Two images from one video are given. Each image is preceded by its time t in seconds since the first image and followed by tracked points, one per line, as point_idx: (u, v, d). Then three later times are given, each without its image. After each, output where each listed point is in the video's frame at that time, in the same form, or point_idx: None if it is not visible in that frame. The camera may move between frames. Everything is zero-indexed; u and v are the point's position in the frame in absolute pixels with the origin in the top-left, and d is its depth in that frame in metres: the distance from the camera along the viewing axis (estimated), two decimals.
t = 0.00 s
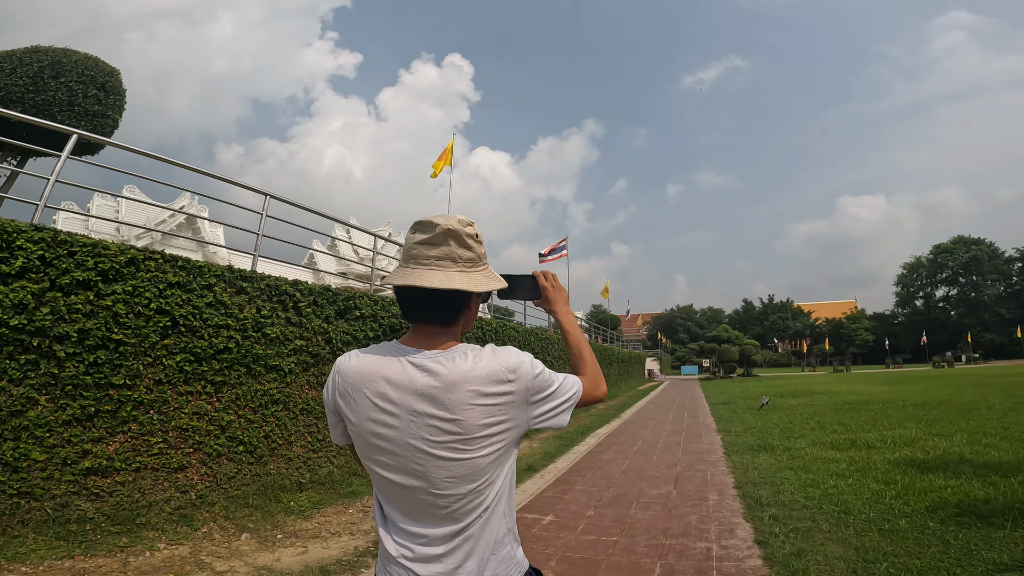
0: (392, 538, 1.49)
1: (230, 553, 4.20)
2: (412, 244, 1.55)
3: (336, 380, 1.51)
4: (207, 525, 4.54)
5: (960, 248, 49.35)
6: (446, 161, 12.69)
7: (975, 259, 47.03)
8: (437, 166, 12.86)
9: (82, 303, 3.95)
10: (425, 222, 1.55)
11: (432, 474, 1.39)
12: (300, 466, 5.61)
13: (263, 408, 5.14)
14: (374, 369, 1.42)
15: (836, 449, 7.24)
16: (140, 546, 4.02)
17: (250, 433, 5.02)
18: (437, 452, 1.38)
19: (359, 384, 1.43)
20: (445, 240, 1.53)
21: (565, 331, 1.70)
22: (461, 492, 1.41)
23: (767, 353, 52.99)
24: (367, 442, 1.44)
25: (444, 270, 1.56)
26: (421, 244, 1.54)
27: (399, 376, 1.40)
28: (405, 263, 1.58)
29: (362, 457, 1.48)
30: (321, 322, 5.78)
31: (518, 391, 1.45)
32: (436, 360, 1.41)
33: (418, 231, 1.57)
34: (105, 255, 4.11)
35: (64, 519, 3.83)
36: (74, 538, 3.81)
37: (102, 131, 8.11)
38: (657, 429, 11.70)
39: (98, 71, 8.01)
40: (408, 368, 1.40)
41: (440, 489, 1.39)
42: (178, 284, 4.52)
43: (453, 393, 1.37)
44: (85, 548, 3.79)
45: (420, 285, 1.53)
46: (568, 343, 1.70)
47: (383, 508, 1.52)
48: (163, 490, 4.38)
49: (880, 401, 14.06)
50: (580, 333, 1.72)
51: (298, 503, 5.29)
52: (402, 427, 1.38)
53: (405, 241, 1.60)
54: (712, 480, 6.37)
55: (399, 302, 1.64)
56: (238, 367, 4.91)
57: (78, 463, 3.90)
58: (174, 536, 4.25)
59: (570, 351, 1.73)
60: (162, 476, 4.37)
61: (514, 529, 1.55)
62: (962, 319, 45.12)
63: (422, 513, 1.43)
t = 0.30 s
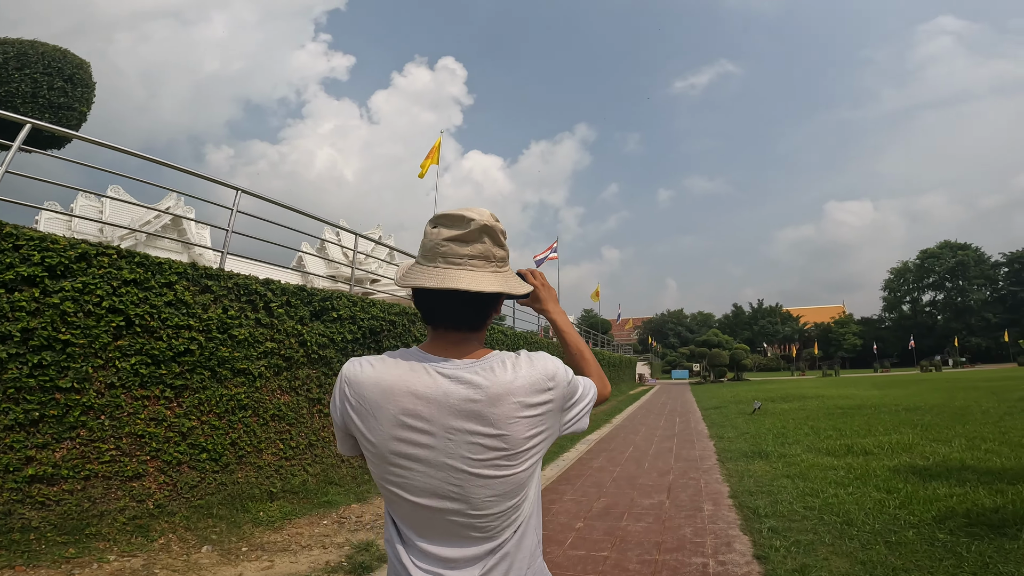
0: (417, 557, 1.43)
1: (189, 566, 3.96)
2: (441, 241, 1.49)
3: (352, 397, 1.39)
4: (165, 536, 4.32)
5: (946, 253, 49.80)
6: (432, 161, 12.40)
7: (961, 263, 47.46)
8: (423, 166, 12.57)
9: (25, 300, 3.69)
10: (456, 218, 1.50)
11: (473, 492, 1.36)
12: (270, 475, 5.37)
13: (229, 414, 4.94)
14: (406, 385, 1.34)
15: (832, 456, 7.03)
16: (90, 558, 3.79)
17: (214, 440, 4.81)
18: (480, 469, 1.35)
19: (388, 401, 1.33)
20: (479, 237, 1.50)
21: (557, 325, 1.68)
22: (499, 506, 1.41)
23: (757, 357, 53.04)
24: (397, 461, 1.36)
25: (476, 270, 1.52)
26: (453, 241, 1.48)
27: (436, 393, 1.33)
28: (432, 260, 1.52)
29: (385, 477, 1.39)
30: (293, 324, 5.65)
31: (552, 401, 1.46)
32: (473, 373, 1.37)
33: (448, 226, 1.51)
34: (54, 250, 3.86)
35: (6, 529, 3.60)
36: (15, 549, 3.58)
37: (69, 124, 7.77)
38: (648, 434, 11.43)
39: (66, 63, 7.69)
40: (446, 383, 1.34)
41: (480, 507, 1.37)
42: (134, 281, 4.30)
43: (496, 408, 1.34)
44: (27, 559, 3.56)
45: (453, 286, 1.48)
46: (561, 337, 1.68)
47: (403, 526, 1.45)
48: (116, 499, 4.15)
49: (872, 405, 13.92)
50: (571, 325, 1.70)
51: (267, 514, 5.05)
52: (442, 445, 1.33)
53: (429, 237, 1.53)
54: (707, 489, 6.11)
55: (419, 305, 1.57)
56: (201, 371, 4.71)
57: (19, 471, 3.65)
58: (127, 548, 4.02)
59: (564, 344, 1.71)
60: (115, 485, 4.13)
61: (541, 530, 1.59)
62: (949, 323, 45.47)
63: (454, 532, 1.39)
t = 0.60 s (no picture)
0: (461, 570, 1.43)
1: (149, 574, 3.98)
2: (487, 238, 1.50)
3: (399, 412, 1.34)
4: (122, 548, 4.22)
5: (932, 260, 50.29)
6: (419, 162, 12.18)
7: (947, 269, 47.93)
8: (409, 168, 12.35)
9: None
10: (500, 215, 1.52)
11: (523, 499, 1.36)
12: (240, 485, 5.25)
13: (193, 421, 4.87)
14: (460, 399, 1.31)
15: (827, 464, 6.86)
16: (37, 570, 3.69)
17: (177, 449, 4.74)
18: (531, 477, 1.36)
19: (442, 417, 1.31)
20: (524, 234, 1.53)
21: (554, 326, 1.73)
22: (543, 512, 1.41)
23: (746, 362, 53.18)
24: (448, 474, 1.33)
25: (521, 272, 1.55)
26: (500, 238, 1.50)
27: (492, 406, 1.32)
28: (475, 259, 1.52)
29: (433, 491, 1.36)
30: (265, 328, 5.63)
31: (592, 408, 1.50)
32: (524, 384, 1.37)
33: (490, 225, 1.53)
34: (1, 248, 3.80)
35: None
36: None
37: (35, 119, 7.63)
38: (638, 441, 11.25)
39: (35, 57, 7.57)
40: (500, 395, 1.34)
41: (529, 513, 1.37)
42: (88, 282, 4.24)
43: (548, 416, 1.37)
44: None
45: (501, 285, 1.49)
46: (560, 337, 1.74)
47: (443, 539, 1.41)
48: (68, 510, 4.06)
49: (863, 411, 13.81)
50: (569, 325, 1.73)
51: (236, 525, 4.95)
52: (498, 457, 1.33)
53: (470, 235, 1.53)
54: (699, 499, 5.91)
55: (456, 309, 1.55)
56: (162, 377, 4.66)
57: None
58: (79, 559, 3.93)
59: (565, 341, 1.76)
60: (67, 494, 4.04)
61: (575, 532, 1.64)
62: (935, 328, 45.88)
63: (502, 543, 1.38)
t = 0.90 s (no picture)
0: None
1: None
2: (481, 224, 1.26)
3: (374, 413, 1.11)
4: (94, 553, 4.05)
5: (930, 259, 50.25)
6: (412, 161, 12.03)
7: (945, 269, 47.89)
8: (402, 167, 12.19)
9: None
10: (498, 198, 1.28)
11: (517, 519, 1.15)
12: (221, 490, 5.05)
13: (171, 424, 4.68)
14: (444, 399, 1.08)
15: (829, 466, 6.68)
16: None
17: (153, 452, 4.55)
18: (525, 491, 1.15)
19: (422, 421, 1.08)
20: (524, 220, 1.30)
21: (540, 315, 1.54)
22: (539, 529, 1.21)
23: (745, 363, 53.07)
24: (428, 488, 1.12)
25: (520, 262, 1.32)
26: (496, 224, 1.27)
27: (481, 408, 1.09)
28: (467, 247, 1.28)
29: (410, 505, 1.15)
30: (248, 329, 5.44)
31: (590, 407, 1.28)
32: (519, 380, 1.14)
33: (485, 208, 1.29)
34: None
35: None
36: None
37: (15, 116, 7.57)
38: (636, 443, 11.07)
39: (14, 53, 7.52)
40: (490, 394, 1.11)
41: (522, 533, 1.17)
42: (59, 280, 4.06)
43: (547, 420, 1.14)
44: None
45: (496, 278, 1.26)
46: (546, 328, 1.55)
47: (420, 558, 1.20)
48: (37, 515, 3.89)
49: (864, 412, 13.63)
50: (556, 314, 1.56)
51: (215, 531, 4.76)
52: (487, 468, 1.11)
53: (461, 219, 1.29)
54: (697, 503, 5.74)
55: (443, 300, 1.32)
56: (137, 379, 4.47)
57: None
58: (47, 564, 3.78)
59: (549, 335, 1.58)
60: (36, 498, 3.88)
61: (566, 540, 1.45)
62: (933, 328, 45.82)
63: (488, 566, 1.17)
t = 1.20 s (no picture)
0: None
1: None
2: (461, 226, 1.19)
3: (349, 424, 1.02)
4: (87, 556, 3.99)
5: (933, 258, 50.04)
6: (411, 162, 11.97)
7: (948, 267, 47.70)
8: (401, 167, 12.14)
9: None
10: (479, 198, 1.20)
11: (501, 533, 1.08)
12: (216, 493, 4.98)
13: (165, 427, 4.63)
14: (424, 410, 1.00)
15: (832, 467, 6.59)
16: None
17: (146, 455, 4.49)
18: (510, 504, 1.08)
19: (401, 433, 1.00)
20: (507, 222, 1.23)
21: (524, 315, 1.45)
22: (525, 541, 1.14)
23: (747, 362, 52.92)
24: (407, 503, 1.04)
25: (505, 267, 1.25)
26: (478, 227, 1.19)
27: (463, 420, 1.01)
28: (447, 250, 1.21)
29: (387, 519, 1.07)
30: (242, 330, 5.38)
31: (576, 416, 1.20)
32: (503, 389, 1.06)
33: (467, 209, 1.21)
34: None
35: None
36: None
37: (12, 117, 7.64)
38: (638, 444, 10.99)
39: (9, 55, 7.58)
40: (472, 405, 1.02)
41: (506, 547, 1.10)
42: (48, 282, 4.00)
43: (533, 430, 1.07)
44: None
45: (477, 283, 1.18)
46: (530, 330, 1.47)
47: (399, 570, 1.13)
48: (29, 517, 3.83)
49: (869, 411, 13.53)
50: (541, 316, 1.48)
51: (210, 534, 4.70)
52: (469, 482, 1.03)
53: (441, 220, 1.22)
54: (698, 505, 5.66)
55: (422, 306, 1.24)
56: (129, 381, 4.41)
57: None
58: (41, 566, 3.72)
59: (532, 338, 1.50)
60: (28, 501, 3.82)
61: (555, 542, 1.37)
62: (936, 327, 45.62)
63: None
